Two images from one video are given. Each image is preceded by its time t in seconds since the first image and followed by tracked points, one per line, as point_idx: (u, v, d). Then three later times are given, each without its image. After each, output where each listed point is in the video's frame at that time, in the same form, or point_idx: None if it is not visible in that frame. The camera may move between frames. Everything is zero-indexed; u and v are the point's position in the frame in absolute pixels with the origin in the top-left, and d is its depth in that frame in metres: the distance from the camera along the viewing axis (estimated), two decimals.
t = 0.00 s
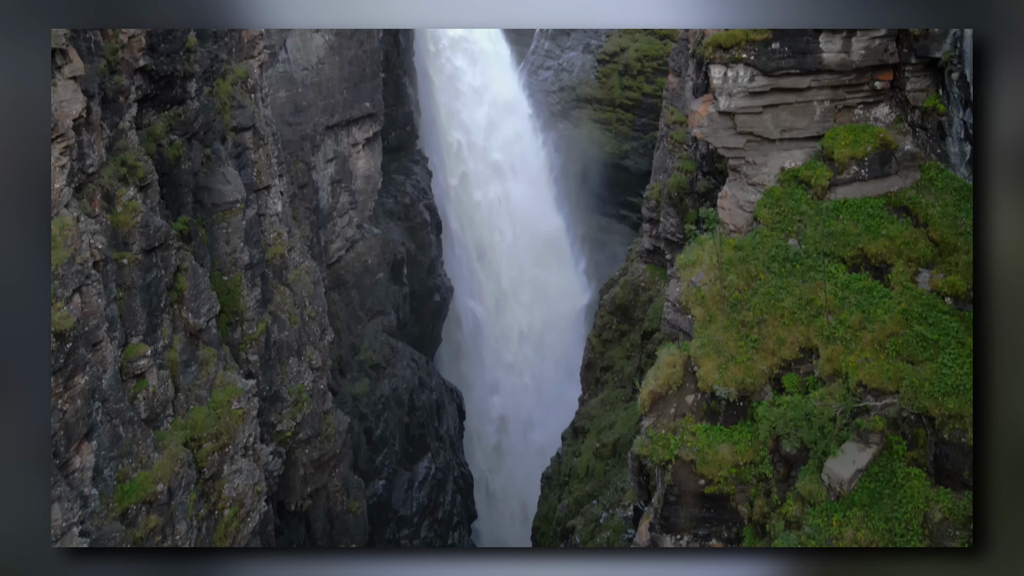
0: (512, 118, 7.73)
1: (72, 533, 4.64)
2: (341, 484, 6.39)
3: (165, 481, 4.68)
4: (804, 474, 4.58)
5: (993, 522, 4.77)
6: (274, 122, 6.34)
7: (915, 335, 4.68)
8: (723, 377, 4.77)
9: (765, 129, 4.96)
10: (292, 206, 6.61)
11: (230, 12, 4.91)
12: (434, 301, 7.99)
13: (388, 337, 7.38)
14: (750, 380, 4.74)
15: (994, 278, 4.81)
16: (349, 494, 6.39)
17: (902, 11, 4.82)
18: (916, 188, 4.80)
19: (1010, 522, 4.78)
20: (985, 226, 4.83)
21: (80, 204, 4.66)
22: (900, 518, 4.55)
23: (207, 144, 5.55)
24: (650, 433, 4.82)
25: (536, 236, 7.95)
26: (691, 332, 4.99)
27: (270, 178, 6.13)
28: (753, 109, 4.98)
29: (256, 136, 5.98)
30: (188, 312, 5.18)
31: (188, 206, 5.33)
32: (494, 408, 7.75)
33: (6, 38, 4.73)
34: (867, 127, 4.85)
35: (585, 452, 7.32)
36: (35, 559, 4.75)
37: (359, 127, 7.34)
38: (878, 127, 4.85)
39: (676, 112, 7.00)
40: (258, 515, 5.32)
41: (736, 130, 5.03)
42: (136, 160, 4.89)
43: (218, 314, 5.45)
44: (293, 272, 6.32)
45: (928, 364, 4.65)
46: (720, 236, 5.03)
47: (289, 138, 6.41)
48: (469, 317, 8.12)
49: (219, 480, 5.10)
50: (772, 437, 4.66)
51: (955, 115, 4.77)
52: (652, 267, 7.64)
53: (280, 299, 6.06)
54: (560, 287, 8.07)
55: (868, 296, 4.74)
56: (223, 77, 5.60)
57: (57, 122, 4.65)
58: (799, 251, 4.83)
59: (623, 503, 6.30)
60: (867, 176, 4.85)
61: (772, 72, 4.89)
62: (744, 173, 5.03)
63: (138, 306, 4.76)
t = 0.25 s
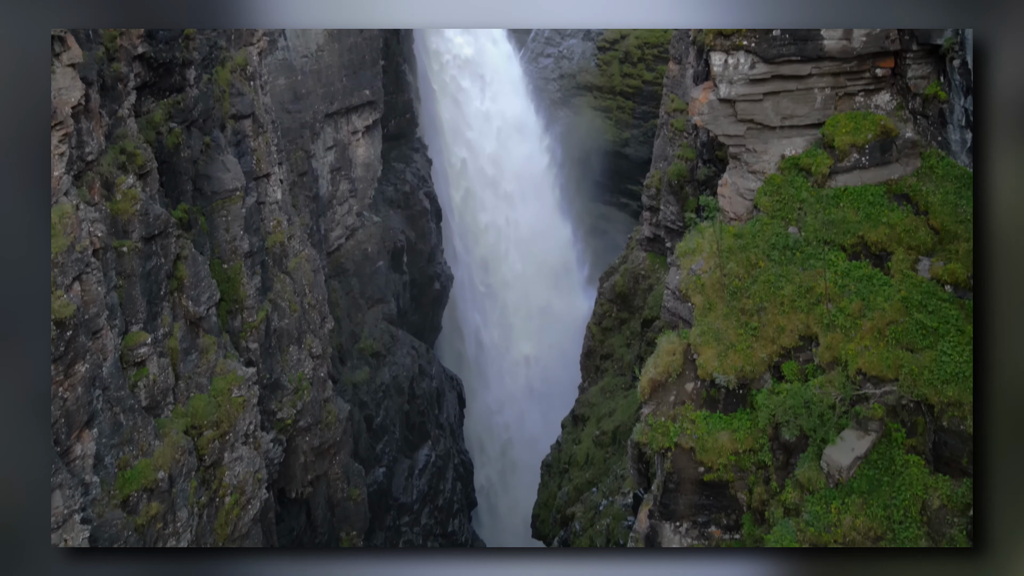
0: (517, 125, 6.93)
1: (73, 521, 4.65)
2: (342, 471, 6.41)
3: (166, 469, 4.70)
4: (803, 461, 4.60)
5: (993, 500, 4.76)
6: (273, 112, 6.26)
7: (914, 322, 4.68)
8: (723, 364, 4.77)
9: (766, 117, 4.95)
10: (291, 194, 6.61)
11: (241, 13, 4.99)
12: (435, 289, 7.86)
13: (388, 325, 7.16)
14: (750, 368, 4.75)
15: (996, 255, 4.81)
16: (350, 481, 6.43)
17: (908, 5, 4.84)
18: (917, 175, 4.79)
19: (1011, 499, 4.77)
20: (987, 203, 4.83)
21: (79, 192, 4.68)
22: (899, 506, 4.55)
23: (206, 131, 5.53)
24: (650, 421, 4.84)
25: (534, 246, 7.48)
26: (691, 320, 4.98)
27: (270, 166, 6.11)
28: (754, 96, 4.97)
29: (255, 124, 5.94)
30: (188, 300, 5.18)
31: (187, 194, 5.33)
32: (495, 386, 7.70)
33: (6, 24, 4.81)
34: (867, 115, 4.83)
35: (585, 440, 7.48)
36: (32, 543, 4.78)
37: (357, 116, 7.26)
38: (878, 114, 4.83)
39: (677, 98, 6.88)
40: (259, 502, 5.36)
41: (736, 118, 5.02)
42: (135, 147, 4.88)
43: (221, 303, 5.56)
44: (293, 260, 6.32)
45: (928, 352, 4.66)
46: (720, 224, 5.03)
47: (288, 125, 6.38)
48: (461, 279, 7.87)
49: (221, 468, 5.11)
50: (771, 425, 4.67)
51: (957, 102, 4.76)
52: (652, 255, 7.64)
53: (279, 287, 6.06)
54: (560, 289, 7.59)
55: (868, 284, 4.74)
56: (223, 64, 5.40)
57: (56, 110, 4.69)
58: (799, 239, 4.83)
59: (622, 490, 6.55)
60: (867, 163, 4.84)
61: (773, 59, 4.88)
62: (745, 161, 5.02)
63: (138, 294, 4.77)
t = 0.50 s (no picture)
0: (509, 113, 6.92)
1: (74, 509, 4.65)
2: (342, 459, 6.40)
3: (168, 457, 4.73)
4: (801, 450, 4.62)
5: (993, 481, 4.77)
6: (270, 98, 6.06)
7: (914, 310, 4.69)
8: (723, 352, 4.78)
9: (766, 104, 4.93)
10: (291, 182, 6.45)
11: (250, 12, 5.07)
12: (435, 277, 7.80)
13: (388, 313, 6.75)
14: (749, 355, 4.75)
15: (997, 238, 4.84)
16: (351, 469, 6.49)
17: None
18: (918, 163, 4.78)
19: (1010, 481, 4.77)
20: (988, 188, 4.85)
21: (78, 179, 4.72)
22: (897, 493, 4.56)
23: (205, 119, 5.50)
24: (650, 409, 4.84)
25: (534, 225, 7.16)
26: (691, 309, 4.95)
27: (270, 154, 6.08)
28: (755, 84, 4.94)
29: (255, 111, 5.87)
30: (188, 288, 5.18)
31: (186, 182, 5.33)
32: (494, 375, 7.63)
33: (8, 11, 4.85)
34: (869, 102, 4.81)
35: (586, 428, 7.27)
36: (32, 498, 4.78)
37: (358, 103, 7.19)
38: (880, 102, 4.81)
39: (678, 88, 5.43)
40: (260, 489, 5.30)
41: (737, 105, 5.00)
42: (134, 135, 4.86)
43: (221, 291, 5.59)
44: (293, 248, 6.33)
45: (928, 340, 4.66)
46: (720, 212, 5.01)
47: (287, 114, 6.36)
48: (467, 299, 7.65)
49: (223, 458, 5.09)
50: (770, 413, 4.68)
51: (958, 89, 4.76)
52: (652, 243, 7.13)
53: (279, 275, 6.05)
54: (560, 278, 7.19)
55: (868, 272, 4.75)
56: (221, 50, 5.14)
57: (55, 97, 4.73)
58: (800, 227, 4.83)
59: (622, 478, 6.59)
60: (868, 151, 4.83)
61: (774, 46, 4.88)
62: (745, 148, 4.99)
63: (138, 283, 4.77)
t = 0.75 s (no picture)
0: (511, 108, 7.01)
1: (76, 496, 4.62)
2: (342, 447, 6.48)
3: (168, 445, 4.72)
4: (801, 438, 4.63)
5: (994, 444, 4.75)
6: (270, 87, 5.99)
7: (914, 298, 4.69)
8: (723, 341, 4.78)
9: (767, 92, 4.92)
10: (291, 169, 6.43)
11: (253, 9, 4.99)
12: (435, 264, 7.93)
13: (388, 301, 6.84)
14: (749, 344, 4.76)
15: (996, 204, 4.82)
16: (351, 457, 6.51)
17: None
18: (919, 151, 4.78)
19: (1011, 443, 4.75)
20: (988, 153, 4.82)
21: (78, 167, 4.71)
22: (897, 481, 4.55)
23: (204, 108, 5.50)
24: (650, 398, 4.84)
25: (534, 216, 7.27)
26: (691, 297, 4.94)
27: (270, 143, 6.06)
28: (755, 71, 4.92)
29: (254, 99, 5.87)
30: (188, 276, 5.18)
31: (186, 170, 5.34)
32: (494, 382, 7.79)
33: None
34: (869, 90, 4.80)
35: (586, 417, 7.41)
36: (32, 455, 4.72)
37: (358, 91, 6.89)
38: (881, 89, 4.80)
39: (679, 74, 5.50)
40: (261, 476, 5.40)
41: (737, 93, 4.99)
42: (133, 123, 4.87)
43: (221, 280, 5.60)
44: (293, 236, 6.22)
45: (927, 329, 4.67)
46: (720, 200, 5.01)
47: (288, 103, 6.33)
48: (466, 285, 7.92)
49: (222, 444, 5.14)
50: (770, 401, 4.69)
51: (959, 77, 4.73)
52: (652, 231, 7.14)
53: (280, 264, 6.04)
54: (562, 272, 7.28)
55: (869, 260, 4.75)
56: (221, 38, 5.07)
57: (54, 85, 4.70)
58: (800, 215, 4.83)
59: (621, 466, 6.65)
60: (869, 139, 4.83)
61: (775, 33, 4.85)
62: (745, 136, 4.98)
63: (138, 271, 4.79)
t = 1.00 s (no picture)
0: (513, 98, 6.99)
1: (78, 481, 4.56)
2: (343, 432, 6.48)
3: (169, 431, 4.73)
4: (800, 424, 4.63)
5: (993, 414, 4.75)
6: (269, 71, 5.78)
7: (914, 285, 4.69)
8: (723, 327, 4.79)
9: (768, 78, 4.90)
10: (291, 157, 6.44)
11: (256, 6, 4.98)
12: (436, 251, 7.68)
13: (387, 288, 6.80)
14: (749, 330, 4.76)
15: (995, 157, 4.82)
16: (352, 443, 6.54)
17: None
18: (920, 137, 4.77)
19: (1008, 390, 4.76)
20: (987, 106, 4.81)
21: (77, 154, 4.69)
22: (895, 468, 4.53)
23: (203, 94, 5.47)
24: (649, 383, 4.85)
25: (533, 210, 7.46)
26: (690, 283, 4.95)
27: (269, 129, 6.06)
28: (756, 57, 4.89)
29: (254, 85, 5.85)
30: (188, 263, 5.18)
31: (185, 156, 5.32)
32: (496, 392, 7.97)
33: None
34: (871, 75, 4.78)
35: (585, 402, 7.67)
36: (31, 407, 4.70)
37: (358, 77, 6.47)
38: (882, 75, 4.78)
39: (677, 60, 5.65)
40: (261, 463, 5.43)
41: (738, 78, 4.97)
42: (132, 109, 4.87)
43: (221, 267, 5.60)
44: (293, 223, 6.27)
45: (927, 315, 4.67)
46: (720, 186, 5.01)
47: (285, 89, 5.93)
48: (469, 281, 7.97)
49: (223, 430, 5.15)
50: (769, 387, 4.70)
51: (961, 63, 4.71)
52: (652, 218, 7.22)
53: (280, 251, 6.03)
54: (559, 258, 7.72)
55: (869, 246, 4.75)
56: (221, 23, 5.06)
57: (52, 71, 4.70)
58: (801, 201, 4.82)
59: (621, 451, 6.66)
60: (870, 125, 4.82)
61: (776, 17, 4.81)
62: (746, 122, 4.99)
63: (138, 258, 4.80)
